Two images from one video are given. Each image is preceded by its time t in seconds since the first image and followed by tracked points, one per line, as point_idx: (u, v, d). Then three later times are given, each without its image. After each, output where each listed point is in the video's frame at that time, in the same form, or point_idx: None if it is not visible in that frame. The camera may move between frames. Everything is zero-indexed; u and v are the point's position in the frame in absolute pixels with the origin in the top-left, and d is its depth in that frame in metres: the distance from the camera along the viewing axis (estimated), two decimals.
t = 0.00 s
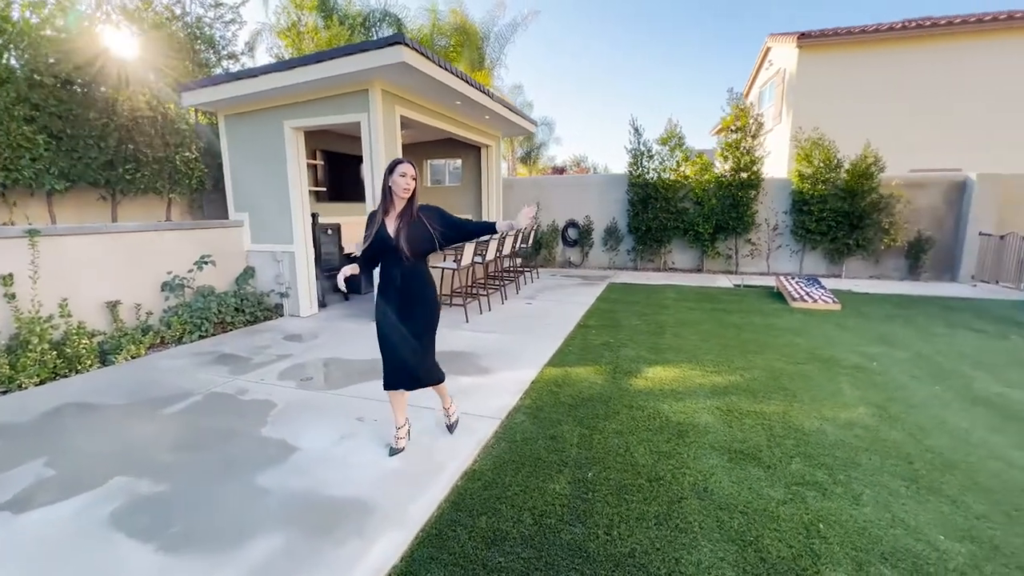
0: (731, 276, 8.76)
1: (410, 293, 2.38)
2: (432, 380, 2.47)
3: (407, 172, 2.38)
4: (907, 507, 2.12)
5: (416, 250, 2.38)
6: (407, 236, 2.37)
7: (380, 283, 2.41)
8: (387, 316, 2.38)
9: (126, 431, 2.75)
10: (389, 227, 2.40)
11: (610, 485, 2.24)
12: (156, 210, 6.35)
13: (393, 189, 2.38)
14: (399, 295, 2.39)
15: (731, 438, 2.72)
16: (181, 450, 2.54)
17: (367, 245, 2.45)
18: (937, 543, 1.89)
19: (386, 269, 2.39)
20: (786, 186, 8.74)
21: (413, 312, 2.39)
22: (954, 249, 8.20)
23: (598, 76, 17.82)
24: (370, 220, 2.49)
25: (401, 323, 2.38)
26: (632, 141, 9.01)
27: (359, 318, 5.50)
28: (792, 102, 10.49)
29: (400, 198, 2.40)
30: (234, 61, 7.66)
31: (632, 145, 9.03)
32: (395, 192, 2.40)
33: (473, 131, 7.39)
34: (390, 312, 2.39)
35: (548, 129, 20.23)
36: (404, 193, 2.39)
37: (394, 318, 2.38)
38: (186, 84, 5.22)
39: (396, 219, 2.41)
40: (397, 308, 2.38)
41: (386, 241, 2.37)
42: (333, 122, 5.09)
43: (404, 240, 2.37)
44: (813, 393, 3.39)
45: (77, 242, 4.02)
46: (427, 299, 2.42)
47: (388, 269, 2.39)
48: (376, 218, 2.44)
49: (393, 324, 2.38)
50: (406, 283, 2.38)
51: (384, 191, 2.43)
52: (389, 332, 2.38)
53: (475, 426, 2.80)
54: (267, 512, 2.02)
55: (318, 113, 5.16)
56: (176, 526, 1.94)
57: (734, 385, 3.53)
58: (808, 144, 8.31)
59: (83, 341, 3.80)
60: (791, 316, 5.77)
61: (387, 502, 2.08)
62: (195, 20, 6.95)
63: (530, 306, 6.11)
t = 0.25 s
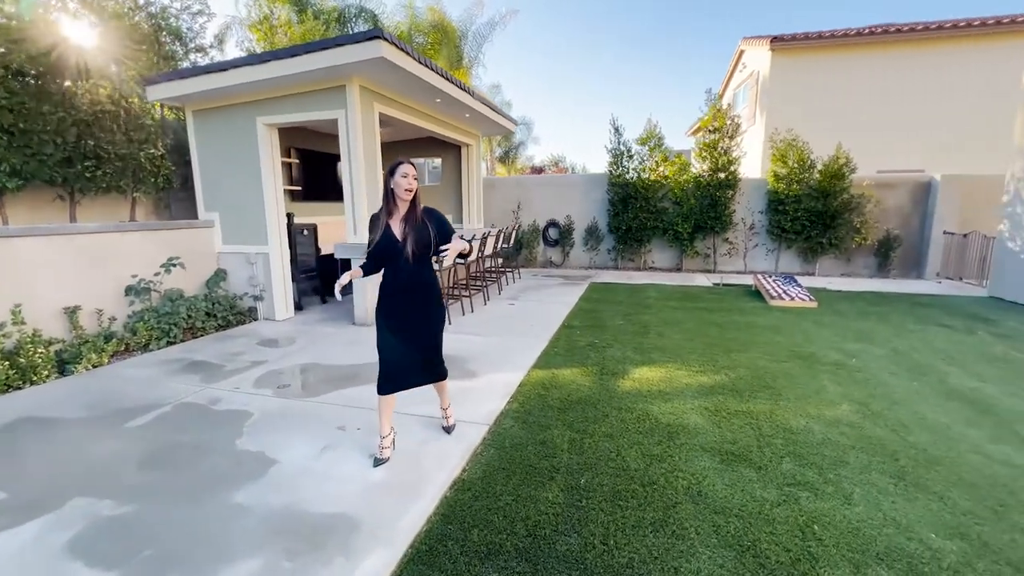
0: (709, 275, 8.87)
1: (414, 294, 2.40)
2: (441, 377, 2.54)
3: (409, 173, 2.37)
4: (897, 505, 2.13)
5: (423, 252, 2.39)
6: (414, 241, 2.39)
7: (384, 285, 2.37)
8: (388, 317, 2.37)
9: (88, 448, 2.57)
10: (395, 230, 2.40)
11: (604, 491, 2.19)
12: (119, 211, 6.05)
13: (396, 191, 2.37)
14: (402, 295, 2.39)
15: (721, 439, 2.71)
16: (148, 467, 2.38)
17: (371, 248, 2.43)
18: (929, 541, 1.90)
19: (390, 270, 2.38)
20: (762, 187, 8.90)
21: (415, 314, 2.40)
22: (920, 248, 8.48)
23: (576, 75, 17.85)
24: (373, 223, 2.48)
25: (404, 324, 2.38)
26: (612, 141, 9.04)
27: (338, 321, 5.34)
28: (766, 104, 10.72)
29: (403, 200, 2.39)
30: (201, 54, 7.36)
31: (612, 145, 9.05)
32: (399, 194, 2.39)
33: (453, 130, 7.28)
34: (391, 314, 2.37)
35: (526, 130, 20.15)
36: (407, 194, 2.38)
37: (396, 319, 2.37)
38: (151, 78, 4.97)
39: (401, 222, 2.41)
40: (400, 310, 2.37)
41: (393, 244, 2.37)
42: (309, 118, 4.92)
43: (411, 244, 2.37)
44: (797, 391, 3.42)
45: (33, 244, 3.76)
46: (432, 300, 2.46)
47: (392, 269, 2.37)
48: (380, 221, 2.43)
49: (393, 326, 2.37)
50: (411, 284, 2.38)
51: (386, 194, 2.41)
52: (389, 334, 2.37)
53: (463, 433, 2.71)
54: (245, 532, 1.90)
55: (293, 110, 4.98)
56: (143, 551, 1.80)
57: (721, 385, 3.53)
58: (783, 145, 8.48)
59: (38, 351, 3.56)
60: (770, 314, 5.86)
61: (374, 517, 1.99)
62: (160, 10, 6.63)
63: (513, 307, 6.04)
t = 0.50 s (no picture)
0: (689, 274, 8.95)
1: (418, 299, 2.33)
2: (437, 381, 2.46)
3: (416, 172, 2.36)
4: (888, 505, 2.14)
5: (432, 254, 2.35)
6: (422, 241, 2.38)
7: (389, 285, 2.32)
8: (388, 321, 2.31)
9: (42, 466, 2.38)
10: (402, 230, 2.37)
11: (598, 500, 2.13)
12: (79, 211, 5.73)
13: (403, 190, 2.34)
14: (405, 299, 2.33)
15: (712, 441, 2.69)
16: (111, 486, 2.21)
17: (376, 248, 2.39)
18: (923, 542, 1.90)
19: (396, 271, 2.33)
20: (739, 187, 9.04)
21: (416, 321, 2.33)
22: (889, 246, 8.73)
23: (554, 74, 17.86)
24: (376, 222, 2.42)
25: (405, 326, 2.32)
26: (593, 140, 9.04)
27: (315, 325, 5.16)
28: (741, 105, 10.92)
29: (410, 199, 2.37)
30: (167, 46, 7.04)
31: (593, 144, 9.05)
32: (405, 193, 2.36)
33: (433, 129, 7.15)
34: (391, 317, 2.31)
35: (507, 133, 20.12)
36: (413, 193, 2.36)
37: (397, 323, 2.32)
38: (111, 70, 4.69)
39: (408, 222, 2.39)
40: (402, 316, 2.32)
41: (401, 244, 2.34)
42: (283, 114, 4.73)
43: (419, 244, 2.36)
44: (783, 390, 3.44)
45: None
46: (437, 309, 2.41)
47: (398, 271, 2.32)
48: (384, 220, 2.39)
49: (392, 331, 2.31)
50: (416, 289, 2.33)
51: (391, 192, 2.38)
52: (391, 339, 2.32)
53: (449, 440, 2.62)
54: (219, 557, 1.76)
55: (265, 105, 4.78)
56: None
57: (707, 385, 3.53)
58: (760, 145, 8.63)
59: None
60: (751, 313, 5.93)
61: (359, 535, 1.88)
62: None
63: (496, 308, 5.96)
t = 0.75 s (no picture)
0: (669, 273, 9.03)
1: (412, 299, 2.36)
2: (427, 384, 2.47)
3: (411, 169, 2.36)
4: (877, 502, 2.15)
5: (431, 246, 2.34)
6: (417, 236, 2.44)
7: (383, 280, 2.36)
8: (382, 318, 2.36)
9: None
10: (395, 226, 2.41)
11: (591, 506, 2.09)
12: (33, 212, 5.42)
13: (398, 186, 2.36)
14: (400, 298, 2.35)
15: (701, 442, 2.68)
16: (71, 507, 2.05)
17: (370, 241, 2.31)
18: (912, 539, 1.92)
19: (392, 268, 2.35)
20: (716, 186, 9.17)
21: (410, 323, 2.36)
22: (859, 245, 8.99)
23: (533, 73, 17.81)
24: (367, 218, 2.38)
25: (398, 322, 2.35)
26: (573, 140, 9.03)
27: (292, 329, 4.98)
28: (717, 106, 11.10)
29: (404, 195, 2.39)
30: (129, 38, 6.74)
31: (573, 144, 9.05)
32: (399, 189, 2.38)
33: (411, 127, 7.03)
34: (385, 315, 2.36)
35: (485, 132, 20.38)
36: (407, 190, 2.38)
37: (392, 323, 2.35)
38: (69, 62, 4.43)
39: (401, 218, 2.44)
40: (396, 312, 2.35)
41: (396, 240, 2.38)
42: (255, 111, 4.56)
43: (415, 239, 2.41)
44: (767, 388, 3.47)
45: None
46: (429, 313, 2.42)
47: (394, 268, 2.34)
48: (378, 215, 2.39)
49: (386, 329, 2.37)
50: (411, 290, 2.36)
51: (384, 188, 2.38)
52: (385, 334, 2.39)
53: (436, 448, 2.54)
54: None
55: (237, 101, 4.59)
56: None
57: (693, 384, 3.53)
58: (736, 146, 8.77)
59: None
60: (731, 311, 5.99)
61: (345, 552, 1.78)
62: None
63: (478, 309, 5.87)
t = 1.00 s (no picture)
0: (649, 272, 9.10)
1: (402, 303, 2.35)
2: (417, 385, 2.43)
3: (401, 170, 2.36)
4: (866, 498, 2.18)
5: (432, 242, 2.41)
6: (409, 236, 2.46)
7: (375, 279, 2.35)
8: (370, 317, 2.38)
9: None
10: (389, 226, 2.39)
11: (586, 512, 2.04)
12: None
13: (388, 188, 2.35)
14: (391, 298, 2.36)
15: (691, 442, 2.67)
16: (30, 532, 1.90)
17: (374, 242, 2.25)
18: (903, 535, 1.94)
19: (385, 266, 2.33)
20: (694, 186, 9.29)
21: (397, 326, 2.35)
22: (832, 243, 9.24)
23: (511, 71, 17.73)
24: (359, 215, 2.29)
25: (387, 322, 2.35)
26: (553, 139, 9.01)
27: (268, 333, 4.81)
28: (693, 107, 11.26)
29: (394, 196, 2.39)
30: (88, 28, 6.39)
31: (553, 143, 9.03)
32: (389, 190, 2.37)
33: (390, 124, 6.88)
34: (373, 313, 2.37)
35: (463, 131, 20.45)
36: (399, 191, 2.40)
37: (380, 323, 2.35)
38: (22, 51, 4.16)
39: (392, 218, 2.43)
40: (385, 310, 2.34)
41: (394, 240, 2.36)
42: (228, 106, 4.37)
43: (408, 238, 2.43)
44: (752, 386, 3.50)
45: None
46: (417, 321, 2.39)
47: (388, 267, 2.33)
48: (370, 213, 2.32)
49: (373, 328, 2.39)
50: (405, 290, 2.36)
51: (374, 189, 2.36)
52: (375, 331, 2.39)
53: (424, 455, 2.46)
54: None
55: (208, 95, 4.40)
56: None
57: (680, 383, 3.54)
58: (713, 146, 8.91)
59: None
60: (712, 309, 6.06)
61: (333, 570, 1.70)
62: None
63: (461, 310, 5.78)
